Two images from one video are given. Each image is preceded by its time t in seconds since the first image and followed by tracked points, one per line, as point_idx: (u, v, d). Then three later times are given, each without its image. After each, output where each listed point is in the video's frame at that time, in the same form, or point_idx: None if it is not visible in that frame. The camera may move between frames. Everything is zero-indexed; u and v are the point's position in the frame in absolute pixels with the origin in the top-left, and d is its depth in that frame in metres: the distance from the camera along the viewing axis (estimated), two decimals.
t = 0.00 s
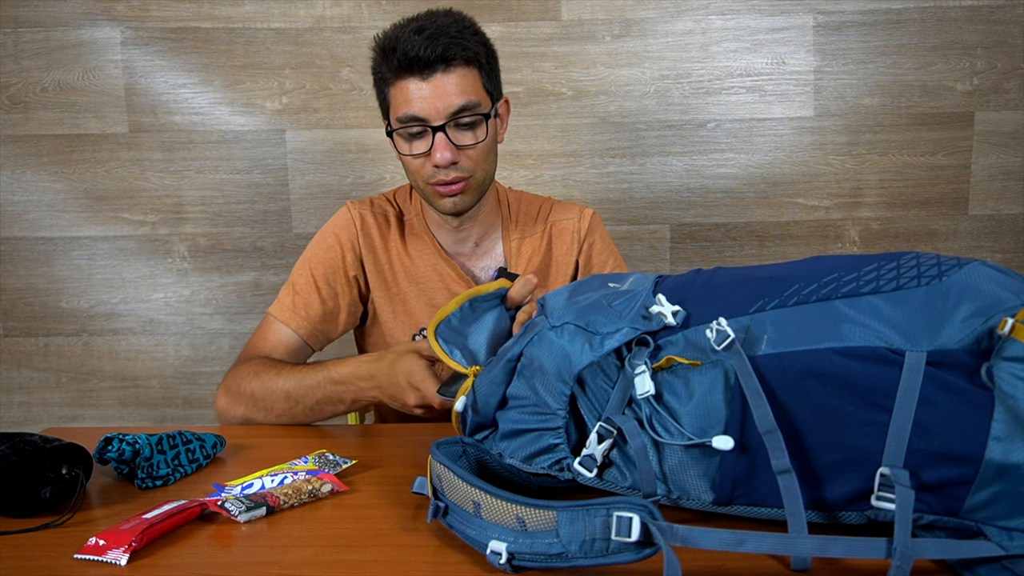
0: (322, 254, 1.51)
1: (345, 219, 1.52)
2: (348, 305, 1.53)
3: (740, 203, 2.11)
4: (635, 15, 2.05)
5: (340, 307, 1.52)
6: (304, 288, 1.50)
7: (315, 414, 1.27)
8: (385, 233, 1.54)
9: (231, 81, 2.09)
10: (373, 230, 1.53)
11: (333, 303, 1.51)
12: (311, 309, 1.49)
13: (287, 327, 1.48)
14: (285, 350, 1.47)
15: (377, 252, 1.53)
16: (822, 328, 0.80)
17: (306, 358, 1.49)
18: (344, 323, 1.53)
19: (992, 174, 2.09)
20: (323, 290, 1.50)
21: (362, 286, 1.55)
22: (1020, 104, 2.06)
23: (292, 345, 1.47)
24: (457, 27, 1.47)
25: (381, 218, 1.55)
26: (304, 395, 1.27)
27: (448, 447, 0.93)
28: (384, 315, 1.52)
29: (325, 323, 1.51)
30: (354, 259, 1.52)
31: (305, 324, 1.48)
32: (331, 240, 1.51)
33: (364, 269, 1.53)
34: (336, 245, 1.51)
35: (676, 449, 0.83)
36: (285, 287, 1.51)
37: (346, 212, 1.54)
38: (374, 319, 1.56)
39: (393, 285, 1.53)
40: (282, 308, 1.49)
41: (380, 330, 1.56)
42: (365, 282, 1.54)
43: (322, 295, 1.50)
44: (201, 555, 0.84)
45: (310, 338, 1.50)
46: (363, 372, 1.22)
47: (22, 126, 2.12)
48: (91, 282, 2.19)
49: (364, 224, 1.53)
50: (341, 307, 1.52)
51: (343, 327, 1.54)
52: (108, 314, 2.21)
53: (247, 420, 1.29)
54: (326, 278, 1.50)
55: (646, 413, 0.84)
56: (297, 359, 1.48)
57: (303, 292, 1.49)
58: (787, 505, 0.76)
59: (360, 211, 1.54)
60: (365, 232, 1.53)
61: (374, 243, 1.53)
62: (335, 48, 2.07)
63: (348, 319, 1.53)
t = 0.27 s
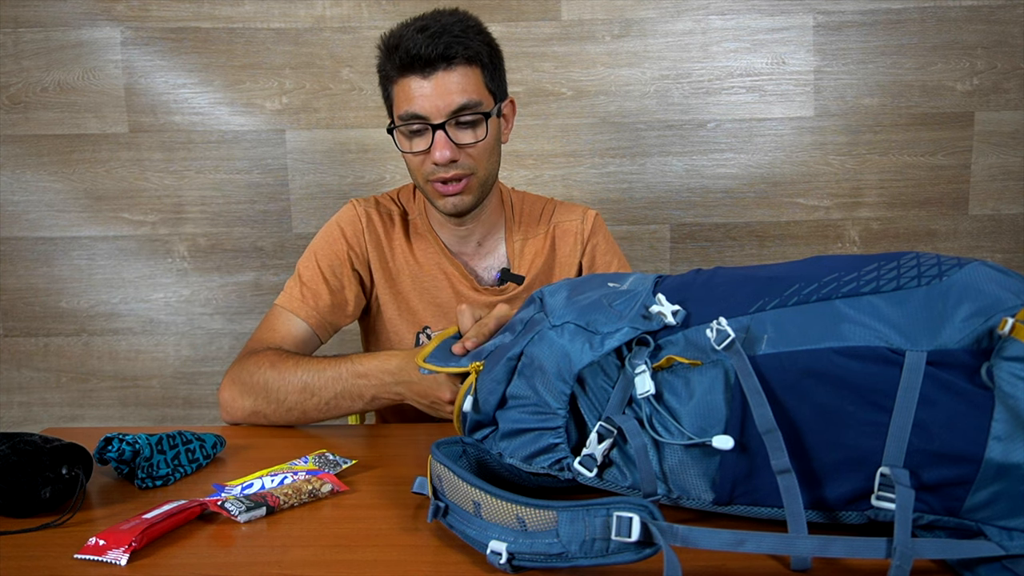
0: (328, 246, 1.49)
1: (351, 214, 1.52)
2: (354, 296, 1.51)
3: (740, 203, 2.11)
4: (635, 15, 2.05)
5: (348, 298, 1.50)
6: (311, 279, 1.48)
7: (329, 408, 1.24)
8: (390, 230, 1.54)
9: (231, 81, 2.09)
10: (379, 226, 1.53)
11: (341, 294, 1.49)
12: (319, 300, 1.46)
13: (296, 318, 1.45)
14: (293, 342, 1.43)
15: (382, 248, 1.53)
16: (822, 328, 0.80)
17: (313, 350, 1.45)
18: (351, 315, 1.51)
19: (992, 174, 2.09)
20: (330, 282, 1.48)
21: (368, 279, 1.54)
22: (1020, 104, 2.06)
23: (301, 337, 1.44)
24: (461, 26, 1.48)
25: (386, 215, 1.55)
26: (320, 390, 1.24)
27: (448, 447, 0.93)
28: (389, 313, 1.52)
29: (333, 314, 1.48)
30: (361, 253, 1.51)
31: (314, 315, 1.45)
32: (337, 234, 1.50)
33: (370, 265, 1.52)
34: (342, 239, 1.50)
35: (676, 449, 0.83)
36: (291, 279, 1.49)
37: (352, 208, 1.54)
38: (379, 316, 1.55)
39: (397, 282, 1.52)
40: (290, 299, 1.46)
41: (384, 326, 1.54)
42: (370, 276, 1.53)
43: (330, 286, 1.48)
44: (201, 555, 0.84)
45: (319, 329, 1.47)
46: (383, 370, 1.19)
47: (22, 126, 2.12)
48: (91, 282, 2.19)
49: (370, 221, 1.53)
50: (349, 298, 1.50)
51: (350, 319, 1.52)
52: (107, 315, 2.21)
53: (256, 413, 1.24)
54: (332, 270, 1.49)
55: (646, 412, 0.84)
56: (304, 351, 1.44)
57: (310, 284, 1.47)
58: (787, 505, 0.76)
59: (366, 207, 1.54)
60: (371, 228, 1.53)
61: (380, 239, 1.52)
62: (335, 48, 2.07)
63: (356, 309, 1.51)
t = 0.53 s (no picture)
0: (326, 248, 1.49)
1: (351, 215, 1.52)
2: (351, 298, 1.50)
3: (740, 203, 2.11)
4: (635, 15, 2.05)
5: (346, 299, 1.50)
6: (309, 281, 1.48)
7: (315, 418, 1.19)
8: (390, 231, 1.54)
9: (231, 81, 2.09)
10: (379, 228, 1.52)
11: (339, 296, 1.49)
12: (316, 301, 1.46)
13: (292, 320, 1.45)
14: (288, 345, 1.44)
15: (382, 250, 1.52)
16: (823, 328, 0.80)
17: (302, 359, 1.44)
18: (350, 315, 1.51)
19: (992, 174, 2.09)
20: (328, 283, 1.48)
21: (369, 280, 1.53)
22: (1020, 104, 2.06)
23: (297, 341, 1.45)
24: (459, 27, 1.48)
25: (387, 216, 1.55)
26: (305, 399, 1.21)
27: (448, 447, 0.93)
28: (389, 314, 1.52)
29: (330, 316, 1.48)
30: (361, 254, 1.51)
31: (310, 316, 1.45)
32: (335, 235, 1.50)
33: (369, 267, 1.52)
34: (340, 240, 1.49)
35: (676, 449, 0.82)
36: (289, 281, 1.49)
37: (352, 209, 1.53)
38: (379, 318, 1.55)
39: (397, 284, 1.52)
40: (287, 301, 1.47)
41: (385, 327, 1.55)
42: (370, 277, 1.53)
43: (328, 287, 1.48)
44: (201, 555, 0.84)
45: (316, 330, 1.47)
46: (377, 380, 1.19)
47: (22, 126, 2.12)
48: (91, 282, 2.19)
49: (370, 222, 1.52)
50: (347, 299, 1.50)
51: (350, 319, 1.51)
52: (107, 315, 2.21)
53: (246, 417, 1.23)
54: (331, 271, 1.48)
55: (646, 412, 0.84)
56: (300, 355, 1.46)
57: (307, 285, 1.47)
58: (787, 505, 0.76)
59: (366, 208, 1.53)
60: (370, 229, 1.52)
61: (379, 240, 1.52)
62: (335, 48, 2.07)
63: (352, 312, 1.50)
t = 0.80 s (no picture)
0: (322, 253, 1.49)
1: (347, 219, 1.51)
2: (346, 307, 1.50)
3: (740, 203, 2.11)
4: (634, 15, 2.05)
5: (338, 307, 1.50)
6: (303, 288, 1.48)
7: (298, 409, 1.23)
8: (388, 234, 1.53)
9: (231, 81, 2.09)
10: (375, 231, 1.51)
11: (332, 303, 1.49)
12: (309, 309, 1.47)
13: (284, 327, 1.46)
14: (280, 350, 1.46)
15: (378, 253, 1.51)
16: (823, 328, 0.80)
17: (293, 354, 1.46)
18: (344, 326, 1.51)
19: (992, 174, 2.09)
20: (322, 291, 1.48)
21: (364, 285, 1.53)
22: (1020, 104, 2.06)
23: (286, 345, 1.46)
24: (459, 27, 1.48)
25: (383, 219, 1.54)
26: (287, 396, 1.24)
27: (448, 447, 0.93)
28: (387, 317, 1.51)
29: (322, 325, 1.49)
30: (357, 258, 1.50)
31: (301, 325, 1.46)
32: (331, 241, 1.49)
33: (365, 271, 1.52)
34: (336, 246, 1.49)
35: (676, 449, 0.83)
36: (284, 285, 1.49)
37: (348, 212, 1.52)
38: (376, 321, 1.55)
39: (395, 286, 1.52)
40: (280, 307, 1.47)
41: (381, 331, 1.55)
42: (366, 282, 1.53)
43: (321, 295, 1.48)
44: (201, 555, 0.84)
45: (307, 338, 1.48)
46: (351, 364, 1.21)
47: (22, 126, 2.12)
48: (91, 282, 2.19)
49: (366, 225, 1.52)
50: (340, 308, 1.50)
51: (342, 328, 1.51)
52: (107, 314, 2.21)
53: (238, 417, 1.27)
54: (325, 278, 1.48)
55: (646, 412, 0.84)
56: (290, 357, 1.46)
57: (301, 292, 1.47)
58: (787, 505, 0.76)
59: (362, 211, 1.52)
60: (367, 233, 1.51)
61: (377, 244, 1.51)
62: (335, 48, 2.07)
63: (346, 321, 1.51)
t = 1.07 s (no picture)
0: (316, 258, 1.50)
1: (342, 223, 1.51)
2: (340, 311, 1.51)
3: (740, 203, 2.11)
4: (635, 15, 2.05)
5: (331, 313, 1.51)
6: (297, 293, 1.49)
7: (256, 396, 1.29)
8: (384, 237, 1.53)
9: (231, 81, 2.09)
10: (371, 235, 1.51)
11: (325, 309, 1.50)
12: (301, 315, 1.48)
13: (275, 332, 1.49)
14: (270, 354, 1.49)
15: (374, 257, 1.51)
16: (822, 328, 0.80)
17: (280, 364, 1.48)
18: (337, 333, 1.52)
19: (992, 174, 2.09)
20: (315, 296, 1.49)
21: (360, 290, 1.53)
22: (1020, 104, 2.06)
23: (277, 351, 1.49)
24: (464, 28, 1.48)
25: (380, 222, 1.53)
26: (252, 397, 1.30)
27: (448, 447, 0.93)
28: (384, 321, 1.50)
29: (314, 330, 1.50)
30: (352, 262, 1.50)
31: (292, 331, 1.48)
32: (325, 246, 1.50)
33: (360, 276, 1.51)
34: (330, 251, 1.50)
35: (676, 449, 0.82)
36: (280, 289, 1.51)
37: (344, 216, 1.52)
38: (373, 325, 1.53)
39: (391, 289, 1.50)
40: (273, 312, 1.49)
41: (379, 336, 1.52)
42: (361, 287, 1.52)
43: (314, 301, 1.49)
44: (201, 555, 0.84)
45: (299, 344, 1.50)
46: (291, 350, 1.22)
47: (22, 126, 2.12)
48: (91, 282, 2.20)
49: (361, 229, 1.51)
50: (332, 314, 1.51)
51: (336, 334, 1.52)
52: (107, 314, 2.21)
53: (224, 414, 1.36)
54: (319, 284, 1.49)
55: (646, 413, 0.83)
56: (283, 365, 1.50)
57: (294, 298, 1.49)
58: (787, 505, 0.77)
59: (358, 215, 1.52)
60: (362, 236, 1.51)
61: (371, 247, 1.51)
62: (335, 48, 2.07)
63: (338, 327, 1.52)
